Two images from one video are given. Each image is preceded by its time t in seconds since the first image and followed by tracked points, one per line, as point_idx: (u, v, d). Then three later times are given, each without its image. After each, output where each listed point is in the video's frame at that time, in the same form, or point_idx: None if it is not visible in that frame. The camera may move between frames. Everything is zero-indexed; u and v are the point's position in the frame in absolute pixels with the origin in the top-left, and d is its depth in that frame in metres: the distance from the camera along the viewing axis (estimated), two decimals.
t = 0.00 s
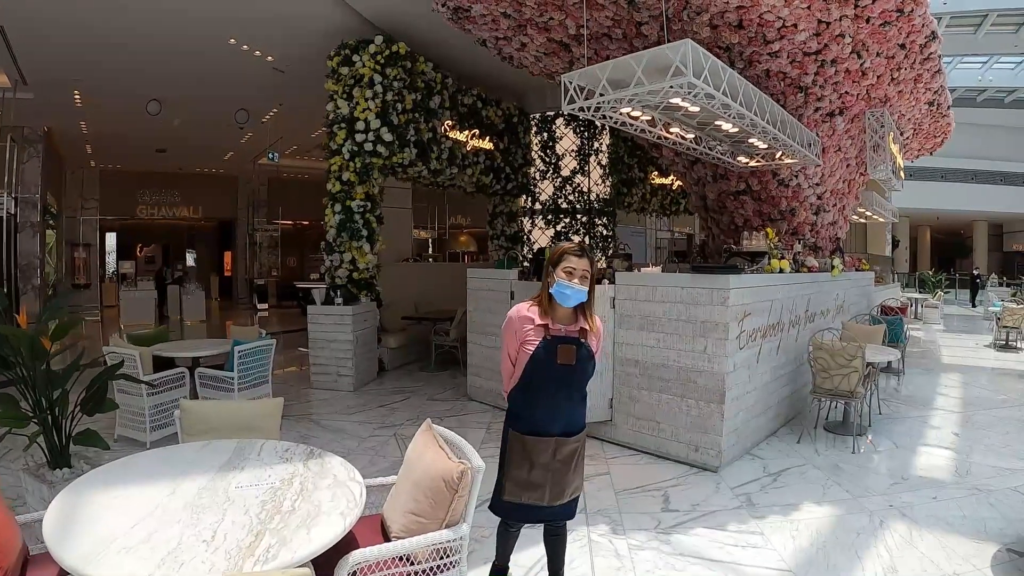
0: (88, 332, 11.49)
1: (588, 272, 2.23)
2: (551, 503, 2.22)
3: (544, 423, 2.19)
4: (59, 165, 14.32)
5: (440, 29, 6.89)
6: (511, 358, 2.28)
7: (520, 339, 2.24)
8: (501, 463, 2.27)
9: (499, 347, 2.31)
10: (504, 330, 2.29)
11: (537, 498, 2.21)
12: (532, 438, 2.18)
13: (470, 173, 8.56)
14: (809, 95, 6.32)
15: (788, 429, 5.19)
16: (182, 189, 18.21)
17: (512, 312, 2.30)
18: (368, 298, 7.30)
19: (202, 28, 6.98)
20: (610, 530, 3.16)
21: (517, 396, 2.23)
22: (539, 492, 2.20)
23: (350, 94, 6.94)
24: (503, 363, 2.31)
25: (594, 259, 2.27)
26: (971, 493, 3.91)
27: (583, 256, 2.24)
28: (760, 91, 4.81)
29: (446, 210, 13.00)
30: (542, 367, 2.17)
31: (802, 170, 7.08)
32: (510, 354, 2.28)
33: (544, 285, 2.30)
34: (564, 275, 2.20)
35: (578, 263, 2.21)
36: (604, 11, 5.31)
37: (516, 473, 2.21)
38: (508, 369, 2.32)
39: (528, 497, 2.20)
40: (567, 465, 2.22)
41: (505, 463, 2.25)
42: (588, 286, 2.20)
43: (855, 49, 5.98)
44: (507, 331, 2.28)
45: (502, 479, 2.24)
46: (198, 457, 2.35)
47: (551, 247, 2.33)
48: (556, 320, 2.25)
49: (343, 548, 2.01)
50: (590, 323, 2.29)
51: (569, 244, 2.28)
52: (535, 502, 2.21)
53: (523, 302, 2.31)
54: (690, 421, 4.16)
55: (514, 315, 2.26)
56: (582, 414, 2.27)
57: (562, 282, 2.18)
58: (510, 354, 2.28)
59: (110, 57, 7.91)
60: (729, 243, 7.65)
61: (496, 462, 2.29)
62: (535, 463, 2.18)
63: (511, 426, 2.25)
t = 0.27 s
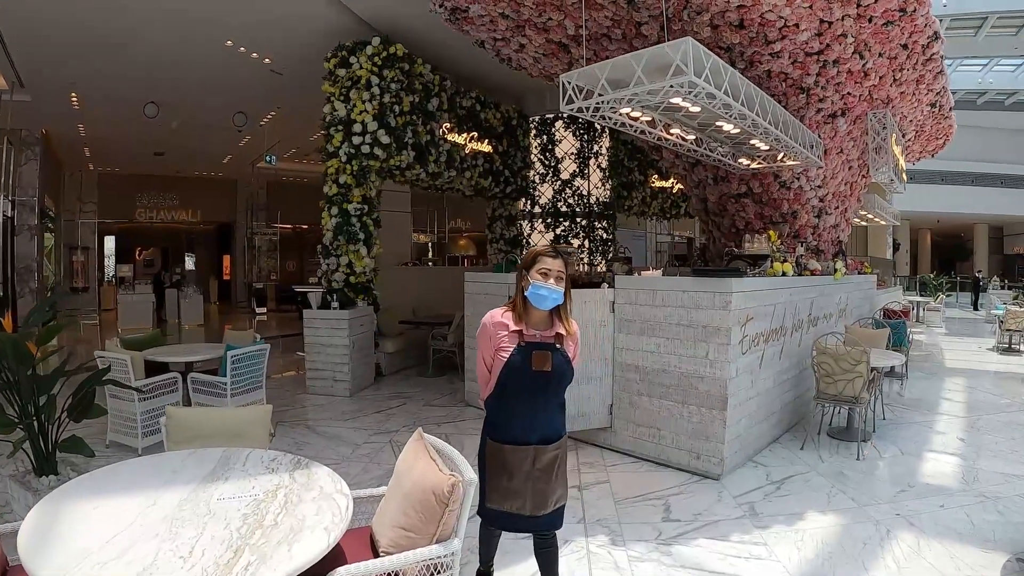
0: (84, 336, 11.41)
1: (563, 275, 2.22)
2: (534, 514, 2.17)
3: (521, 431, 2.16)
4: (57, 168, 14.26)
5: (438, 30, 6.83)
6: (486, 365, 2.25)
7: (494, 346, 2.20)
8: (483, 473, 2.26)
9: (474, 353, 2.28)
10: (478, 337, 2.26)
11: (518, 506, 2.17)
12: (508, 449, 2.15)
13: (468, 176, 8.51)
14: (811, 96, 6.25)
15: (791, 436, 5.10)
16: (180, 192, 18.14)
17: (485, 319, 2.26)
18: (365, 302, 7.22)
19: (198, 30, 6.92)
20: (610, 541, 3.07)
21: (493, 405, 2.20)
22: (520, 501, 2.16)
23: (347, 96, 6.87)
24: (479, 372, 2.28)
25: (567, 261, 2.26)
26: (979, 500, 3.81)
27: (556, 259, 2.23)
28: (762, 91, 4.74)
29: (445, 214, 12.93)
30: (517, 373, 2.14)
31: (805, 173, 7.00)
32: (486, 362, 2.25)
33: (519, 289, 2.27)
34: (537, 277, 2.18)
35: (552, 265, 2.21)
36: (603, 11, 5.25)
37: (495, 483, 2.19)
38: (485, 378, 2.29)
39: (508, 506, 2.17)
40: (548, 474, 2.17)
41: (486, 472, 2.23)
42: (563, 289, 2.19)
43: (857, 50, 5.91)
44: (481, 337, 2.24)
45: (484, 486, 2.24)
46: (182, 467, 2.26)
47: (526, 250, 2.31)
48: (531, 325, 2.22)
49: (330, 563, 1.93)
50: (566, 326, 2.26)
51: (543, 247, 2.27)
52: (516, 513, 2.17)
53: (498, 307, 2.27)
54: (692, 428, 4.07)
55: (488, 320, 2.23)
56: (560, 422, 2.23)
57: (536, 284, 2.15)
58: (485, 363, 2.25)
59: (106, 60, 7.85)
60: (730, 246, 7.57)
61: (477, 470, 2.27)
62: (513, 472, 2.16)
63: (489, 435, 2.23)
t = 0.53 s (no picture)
0: (79, 341, 11.29)
1: (528, 283, 2.25)
2: (511, 520, 2.16)
3: (492, 440, 2.18)
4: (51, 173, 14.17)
5: (433, 33, 6.78)
6: (456, 376, 2.29)
7: (462, 357, 2.24)
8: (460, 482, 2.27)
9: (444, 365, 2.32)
10: (447, 348, 2.30)
11: (494, 512, 2.16)
12: (480, 455, 2.17)
13: (464, 180, 8.45)
14: (810, 98, 6.21)
15: (791, 442, 5.03)
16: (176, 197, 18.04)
17: (453, 330, 2.30)
18: (360, 308, 7.15)
19: (191, 34, 6.86)
20: (608, 553, 3.00)
21: (464, 414, 2.24)
22: (495, 507, 2.16)
23: (342, 99, 6.81)
24: (450, 383, 2.32)
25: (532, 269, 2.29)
26: (984, 507, 3.75)
27: (521, 268, 2.26)
28: (761, 93, 4.69)
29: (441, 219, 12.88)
30: (486, 383, 2.18)
31: (803, 176, 7.00)
32: (455, 372, 2.29)
33: (486, 299, 2.31)
34: (503, 287, 2.21)
35: (517, 274, 2.24)
36: (600, 14, 5.20)
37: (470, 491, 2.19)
38: (456, 389, 2.32)
39: (484, 512, 2.17)
40: (522, 479, 2.18)
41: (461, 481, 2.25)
42: (529, 297, 2.22)
43: (856, 52, 5.88)
44: (450, 349, 2.29)
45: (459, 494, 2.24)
46: (165, 479, 2.17)
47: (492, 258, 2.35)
48: (498, 335, 2.25)
49: None
50: (534, 335, 2.30)
51: (509, 255, 2.30)
52: (494, 520, 2.17)
53: (465, 318, 2.32)
54: (691, 435, 4.00)
55: (455, 332, 2.27)
56: (531, 429, 2.25)
57: (502, 294, 2.19)
58: (455, 373, 2.29)
59: (99, 64, 7.79)
60: (730, 250, 7.50)
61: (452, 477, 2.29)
62: (485, 478, 2.17)
63: (462, 444, 2.25)
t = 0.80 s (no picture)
0: (74, 346, 11.20)
1: (506, 288, 2.23)
2: (498, 523, 2.11)
3: (476, 443, 2.13)
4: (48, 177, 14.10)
5: (431, 36, 6.75)
6: (437, 383, 2.24)
7: (443, 364, 2.19)
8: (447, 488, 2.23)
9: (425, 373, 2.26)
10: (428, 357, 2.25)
11: (481, 515, 2.12)
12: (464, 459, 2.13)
13: (462, 184, 8.42)
14: (810, 102, 6.20)
15: (793, 447, 4.99)
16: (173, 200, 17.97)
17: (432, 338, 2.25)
18: (357, 312, 7.09)
19: (188, 36, 6.82)
20: (609, 562, 2.94)
21: (448, 420, 2.19)
22: (481, 510, 2.11)
23: (339, 102, 6.77)
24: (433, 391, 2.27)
25: (510, 274, 2.28)
26: (989, 513, 3.70)
27: (498, 272, 2.24)
28: (762, 96, 4.67)
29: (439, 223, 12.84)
30: (467, 389, 2.13)
31: (803, 179, 6.93)
32: (437, 381, 2.24)
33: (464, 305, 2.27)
34: (481, 293, 2.19)
35: (495, 279, 2.22)
36: (599, 16, 5.18)
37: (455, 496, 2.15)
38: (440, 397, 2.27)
39: (470, 515, 2.12)
40: (508, 481, 2.13)
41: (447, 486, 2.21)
42: (508, 302, 2.20)
43: (856, 55, 5.86)
44: (430, 356, 2.23)
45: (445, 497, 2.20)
46: (154, 488, 2.11)
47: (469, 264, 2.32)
48: (478, 341, 2.22)
49: None
50: (514, 340, 2.26)
51: (485, 259, 2.28)
52: (481, 524, 2.12)
53: (445, 324, 2.26)
54: (693, 441, 3.95)
55: (434, 339, 2.21)
56: (516, 433, 2.20)
57: (481, 300, 2.17)
58: (437, 381, 2.24)
59: (95, 66, 7.74)
60: (730, 255, 7.45)
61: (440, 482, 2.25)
62: (470, 481, 2.13)
63: (447, 449, 2.21)
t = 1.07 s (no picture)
0: (69, 349, 11.12)
1: (498, 290, 2.22)
2: (498, 529, 2.07)
3: (473, 447, 2.10)
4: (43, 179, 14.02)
5: (429, 39, 6.74)
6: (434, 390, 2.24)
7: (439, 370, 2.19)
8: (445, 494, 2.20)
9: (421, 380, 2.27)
10: (424, 364, 2.25)
11: (479, 522, 2.08)
12: (462, 464, 2.10)
13: (460, 188, 8.40)
14: (808, 106, 6.21)
15: (793, 451, 4.98)
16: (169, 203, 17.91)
17: (427, 344, 2.25)
18: (354, 316, 7.06)
19: (185, 39, 6.79)
20: (610, 568, 2.92)
21: (445, 425, 2.17)
22: (480, 516, 2.07)
23: (337, 105, 6.75)
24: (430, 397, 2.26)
25: (502, 277, 2.26)
26: (990, 517, 3.69)
27: (490, 276, 2.23)
28: (762, 101, 4.67)
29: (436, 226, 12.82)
30: (462, 393, 2.12)
31: (801, 184, 6.92)
32: (434, 387, 2.23)
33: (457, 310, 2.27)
34: (474, 298, 2.18)
35: (486, 282, 2.21)
36: (599, 20, 5.19)
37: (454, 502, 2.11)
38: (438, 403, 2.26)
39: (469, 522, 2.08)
40: (506, 486, 2.09)
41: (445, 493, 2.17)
42: (500, 304, 2.19)
43: (855, 59, 5.88)
44: (425, 364, 2.24)
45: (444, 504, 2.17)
46: (152, 496, 2.08)
47: (461, 269, 2.32)
48: (472, 345, 2.21)
49: None
50: (509, 343, 2.24)
51: (476, 263, 2.28)
52: (480, 531, 2.08)
53: (438, 331, 2.27)
54: (693, 446, 3.94)
55: (429, 346, 2.22)
56: (514, 436, 2.16)
57: (474, 305, 2.16)
58: (433, 387, 2.24)
59: (91, 69, 7.70)
60: (728, 259, 7.46)
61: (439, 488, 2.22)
62: (469, 487, 2.09)
63: (445, 454, 2.18)
